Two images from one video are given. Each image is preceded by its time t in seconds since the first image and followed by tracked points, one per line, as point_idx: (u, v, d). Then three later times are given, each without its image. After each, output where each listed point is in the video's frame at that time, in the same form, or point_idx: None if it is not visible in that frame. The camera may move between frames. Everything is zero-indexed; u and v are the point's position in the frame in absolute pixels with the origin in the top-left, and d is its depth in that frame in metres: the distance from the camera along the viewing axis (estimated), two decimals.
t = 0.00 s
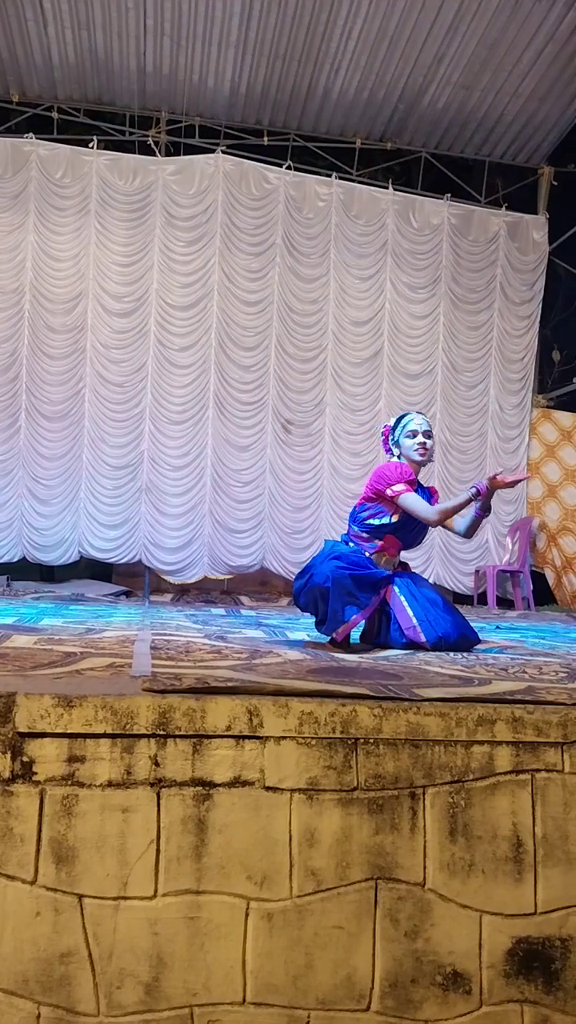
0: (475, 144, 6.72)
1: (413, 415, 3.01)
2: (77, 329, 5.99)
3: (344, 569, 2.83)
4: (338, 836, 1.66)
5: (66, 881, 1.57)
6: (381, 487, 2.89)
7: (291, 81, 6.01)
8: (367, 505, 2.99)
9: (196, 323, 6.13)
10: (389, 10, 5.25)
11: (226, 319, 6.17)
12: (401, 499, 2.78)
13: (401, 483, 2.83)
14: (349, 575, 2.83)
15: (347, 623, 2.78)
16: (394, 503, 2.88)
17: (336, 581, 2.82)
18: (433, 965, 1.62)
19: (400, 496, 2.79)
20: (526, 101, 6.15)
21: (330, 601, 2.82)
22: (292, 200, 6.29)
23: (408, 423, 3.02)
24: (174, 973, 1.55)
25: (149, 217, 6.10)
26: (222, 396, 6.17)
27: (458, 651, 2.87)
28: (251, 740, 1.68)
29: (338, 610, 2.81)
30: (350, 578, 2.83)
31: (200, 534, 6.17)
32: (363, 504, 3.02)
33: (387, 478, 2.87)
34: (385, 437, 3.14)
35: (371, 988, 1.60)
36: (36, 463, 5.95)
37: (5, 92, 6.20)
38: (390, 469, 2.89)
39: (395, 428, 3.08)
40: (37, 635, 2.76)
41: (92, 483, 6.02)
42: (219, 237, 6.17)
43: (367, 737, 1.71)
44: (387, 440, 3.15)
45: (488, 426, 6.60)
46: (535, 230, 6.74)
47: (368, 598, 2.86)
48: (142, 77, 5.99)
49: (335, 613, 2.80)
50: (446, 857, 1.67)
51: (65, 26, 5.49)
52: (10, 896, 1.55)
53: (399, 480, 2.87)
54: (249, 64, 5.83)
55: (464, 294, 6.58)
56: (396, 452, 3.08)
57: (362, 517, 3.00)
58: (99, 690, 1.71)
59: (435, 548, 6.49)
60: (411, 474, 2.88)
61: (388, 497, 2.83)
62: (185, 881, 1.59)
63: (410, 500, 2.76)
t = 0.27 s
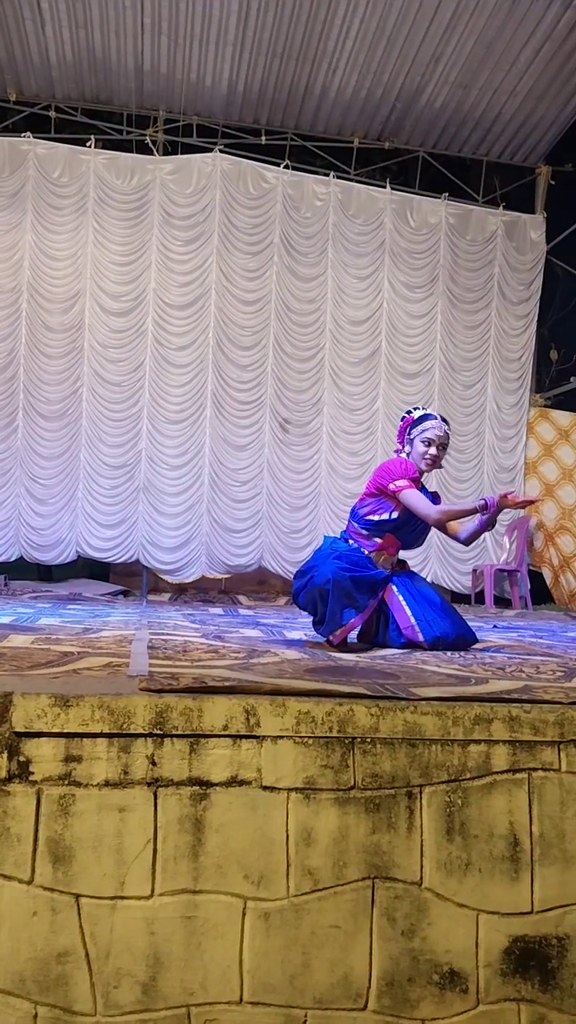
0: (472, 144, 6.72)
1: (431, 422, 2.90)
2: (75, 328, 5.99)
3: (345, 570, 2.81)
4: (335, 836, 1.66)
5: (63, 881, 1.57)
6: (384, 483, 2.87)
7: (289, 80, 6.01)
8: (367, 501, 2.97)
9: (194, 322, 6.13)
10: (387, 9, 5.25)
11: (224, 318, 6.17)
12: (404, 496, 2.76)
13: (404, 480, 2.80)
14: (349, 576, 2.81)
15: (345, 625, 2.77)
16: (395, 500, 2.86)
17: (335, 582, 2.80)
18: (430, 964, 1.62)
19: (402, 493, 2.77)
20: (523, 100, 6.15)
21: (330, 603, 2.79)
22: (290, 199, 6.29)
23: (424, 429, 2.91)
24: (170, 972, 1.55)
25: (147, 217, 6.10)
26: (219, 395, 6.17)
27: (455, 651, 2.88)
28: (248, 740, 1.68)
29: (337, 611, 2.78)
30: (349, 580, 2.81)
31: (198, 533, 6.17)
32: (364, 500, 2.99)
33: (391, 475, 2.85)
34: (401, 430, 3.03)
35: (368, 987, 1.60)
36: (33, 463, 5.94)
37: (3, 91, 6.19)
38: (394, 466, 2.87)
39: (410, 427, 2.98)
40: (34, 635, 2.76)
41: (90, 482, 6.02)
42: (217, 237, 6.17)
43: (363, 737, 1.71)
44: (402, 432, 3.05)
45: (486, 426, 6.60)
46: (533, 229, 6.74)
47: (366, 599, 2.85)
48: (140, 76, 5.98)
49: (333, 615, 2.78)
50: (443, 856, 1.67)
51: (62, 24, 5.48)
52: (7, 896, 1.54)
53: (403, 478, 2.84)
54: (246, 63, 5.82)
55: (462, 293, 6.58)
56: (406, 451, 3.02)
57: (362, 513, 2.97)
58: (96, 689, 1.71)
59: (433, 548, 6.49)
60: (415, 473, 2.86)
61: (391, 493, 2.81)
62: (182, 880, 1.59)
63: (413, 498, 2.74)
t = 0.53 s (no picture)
0: (470, 143, 6.72)
1: (437, 427, 2.85)
2: (73, 327, 5.98)
3: (346, 572, 2.82)
4: (332, 834, 1.66)
5: (60, 880, 1.57)
6: (378, 477, 2.88)
7: (287, 79, 6.01)
8: (362, 499, 2.98)
9: (191, 321, 6.13)
10: (385, 7, 5.25)
11: (222, 317, 6.17)
12: (398, 487, 2.77)
13: (398, 472, 2.81)
14: (350, 576, 2.82)
15: (345, 627, 2.77)
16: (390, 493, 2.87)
17: (336, 583, 2.80)
18: (427, 963, 1.62)
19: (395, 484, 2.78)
20: (521, 99, 6.15)
21: (331, 605, 2.79)
22: (288, 198, 6.28)
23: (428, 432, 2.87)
24: (168, 971, 1.55)
25: (145, 215, 6.09)
26: (217, 394, 6.17)
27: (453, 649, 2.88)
28: (245, 738, 1.68)
29: (338, 614, 2.78)
30: (350, 581, 2.82)
31: (196, 533, 6.16)
32: (359, 498, 3.01)
33: (385, 467, 2.86)
34: (400, 424, 2.97)
35: (365, 985, 1.60)
36: (31, 462, 5.94)
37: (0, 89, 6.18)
38: (388, 459, 2.88)
39: (412, 427, 2.92)
40: (31, 634, 2.75)
41: (88, 481, 6.02)
42: (215, 236, 6.16)
43: (361, 735, 1.71)
44: (400, 427, 2.98)
45: (484, 425, 6.60)
46: (530, 228, 6.74)
47: (366, 600, 2.85)
48: (138, 74, 5.98)
49: (334, 617, 2.78)
50: (440, 854, 1.67)
51: (60, 22, 5.47)
52: (3, 896, 1.54)
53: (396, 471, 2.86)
54: (244, 61, 5.82)
55: (459, 292, 6.58)
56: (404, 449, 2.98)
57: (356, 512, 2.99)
58: (93, 689, 1.70)
59: (431, 547, 6.49)
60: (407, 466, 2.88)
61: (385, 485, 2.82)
62: (179, 879, 1.59)
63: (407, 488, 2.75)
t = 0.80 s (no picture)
0: (468, 142, 6.72)
1: (417, 417, 2.89)
2: (71, 326, 5.98)
3: (348, 574, 2.85)
4: (330, 833, 1.66)
5: (58, 879, 1.56)
6: (362, 471, 2.90)
7: (284, 78, 6.00)
8: (351, 497, 3.00)
9: (190, 320, 6.12)
10: (383, 7, 5.25)
11: (220, 316, 6.17)
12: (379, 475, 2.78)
13: (379, 461, 2.83)
14: (351, 578, 2.86)
15: (346, 630, 2.79)
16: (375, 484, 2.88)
17: (337, 583, 2.83)
18: (425, 961, 1.62)
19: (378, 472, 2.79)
20: (518, 98, 6.15)
21: (333, 607, 2.81)
22: (286, 197, 6.28)
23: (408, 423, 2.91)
24: (166, 970, 1.55)
25: (143, 214, 6.09)
26: (215, 394, 6.17)
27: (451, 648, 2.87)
28: (244, 737, 1.68)
29: (340, 616, 2.80)
30: (352, 583, 2.85)
31: (194, 533, 6.16)
32: (348, 498, 3.03)
33: (366, 459, 2.88)
34: (378, 418, 3.00)
35: (363, 983, 1.60)
36: (29, 461, 5.93)
37: None
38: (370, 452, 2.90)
39: (392, 419, 2.95)
40: (29, 633, 2.75)
41: (86, 481, 6.01)
42: (213, 234, 6.16)
43: (359, 734, 1.71)
44: (379, 420, 3.02)
45: (481, 424, 6.61)
46: (528, 227, 6.74)
47: (367, 600, 2.87)
48: (135, 73, 5.97)
49: (335, 618, 2.80)
50: (438, 852, 1.67)
51: (58, 21, 5.46)
52: (1, 896, 1.54)
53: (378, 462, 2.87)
54: (242, 60, 5.82)
55: (457, 291, 6.58)
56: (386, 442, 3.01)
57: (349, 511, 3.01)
58: (92, 688, 1.70)
59: (429, 546, 6.50)
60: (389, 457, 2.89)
61: (367, 476, 2.83)
62: (177, 877, 1.59)
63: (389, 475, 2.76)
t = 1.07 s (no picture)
0: (466, 141, 6.73)
1: (399, 408, 2.93)
2: (69, 324, 5.97)
3: (357, 576, 2.85)
4: (329, 831, 1.66)
5: (57, 877, 1.57)
6: (348, 464, 2.94)
7: (283, 77, 6.00)
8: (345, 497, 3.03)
9: (188, 319, 6.12)
10: (381, 6, 5.25)
11: (218, 315, 6.16)
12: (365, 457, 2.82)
13: (363, 448, 2.87)
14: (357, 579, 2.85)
15: (348, 630, 2.78)
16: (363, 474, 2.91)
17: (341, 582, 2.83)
18: (423, 959, 1.62)
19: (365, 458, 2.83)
20: (516, 97, 6.16)
21: (341, 608, 2.79)
22: (284, 195, 6.28)
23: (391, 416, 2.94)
24: (164, 968, 1.55)
25: (141, 212, 6.09)
26: (213, 393, 6.16)
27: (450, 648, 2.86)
28: (242, 736, 1.68)
29: (346, 617, 2.79)
30: (360, 585, 2.85)
31: (193, 532, 6.16)
32: (342, 498, 3.06)
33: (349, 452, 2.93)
34: (359, 415, 3.01)
35: (362, 981, 1.60)
36: (27, 460, 5.93)
37: None
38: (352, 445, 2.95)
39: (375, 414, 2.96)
40: (27, 632, 2.74)
41: (84, 480, 6.01)
42: (211, 233, 6.16)
43: (358, 732, 1.71)
44: (360, 418, 3.02)
45: (480, 422, 6.61)
46: (527, 226, 6.74)
47: (369, 600, 2.87)
48: (134, 71, 5.97)
49: (340, 618, 2.78)
50: (437, 851, 1.67)
51: (56, 19, 5.46)
52: None
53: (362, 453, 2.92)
54: (240, 59, 5.81)
55: (455, 290, 6.58)
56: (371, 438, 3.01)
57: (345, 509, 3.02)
58: (90, 686, 1.70)
59: (427, 545, 6.49)
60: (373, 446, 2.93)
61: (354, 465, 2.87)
62: (176, 876, 1.59)
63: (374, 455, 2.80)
